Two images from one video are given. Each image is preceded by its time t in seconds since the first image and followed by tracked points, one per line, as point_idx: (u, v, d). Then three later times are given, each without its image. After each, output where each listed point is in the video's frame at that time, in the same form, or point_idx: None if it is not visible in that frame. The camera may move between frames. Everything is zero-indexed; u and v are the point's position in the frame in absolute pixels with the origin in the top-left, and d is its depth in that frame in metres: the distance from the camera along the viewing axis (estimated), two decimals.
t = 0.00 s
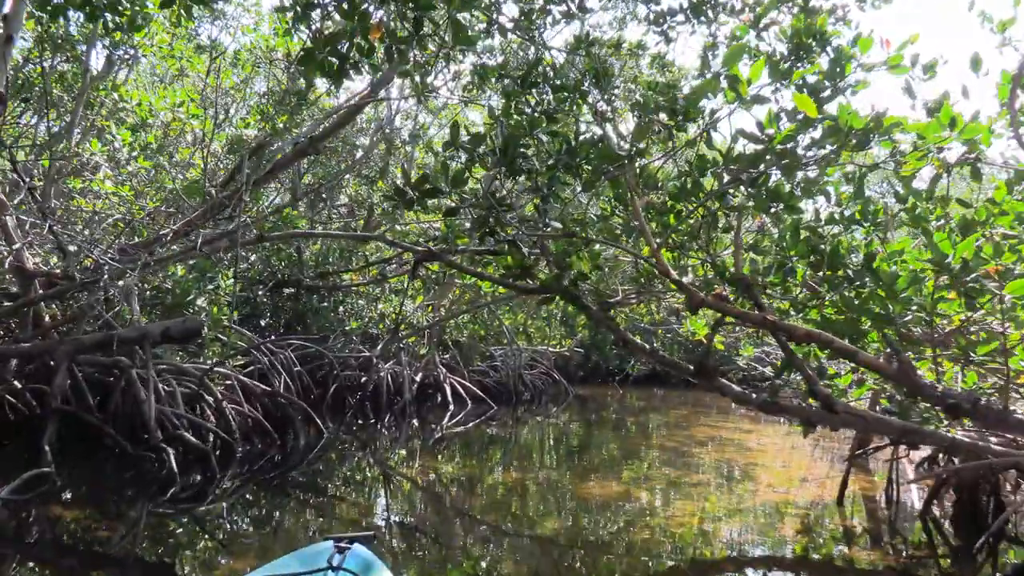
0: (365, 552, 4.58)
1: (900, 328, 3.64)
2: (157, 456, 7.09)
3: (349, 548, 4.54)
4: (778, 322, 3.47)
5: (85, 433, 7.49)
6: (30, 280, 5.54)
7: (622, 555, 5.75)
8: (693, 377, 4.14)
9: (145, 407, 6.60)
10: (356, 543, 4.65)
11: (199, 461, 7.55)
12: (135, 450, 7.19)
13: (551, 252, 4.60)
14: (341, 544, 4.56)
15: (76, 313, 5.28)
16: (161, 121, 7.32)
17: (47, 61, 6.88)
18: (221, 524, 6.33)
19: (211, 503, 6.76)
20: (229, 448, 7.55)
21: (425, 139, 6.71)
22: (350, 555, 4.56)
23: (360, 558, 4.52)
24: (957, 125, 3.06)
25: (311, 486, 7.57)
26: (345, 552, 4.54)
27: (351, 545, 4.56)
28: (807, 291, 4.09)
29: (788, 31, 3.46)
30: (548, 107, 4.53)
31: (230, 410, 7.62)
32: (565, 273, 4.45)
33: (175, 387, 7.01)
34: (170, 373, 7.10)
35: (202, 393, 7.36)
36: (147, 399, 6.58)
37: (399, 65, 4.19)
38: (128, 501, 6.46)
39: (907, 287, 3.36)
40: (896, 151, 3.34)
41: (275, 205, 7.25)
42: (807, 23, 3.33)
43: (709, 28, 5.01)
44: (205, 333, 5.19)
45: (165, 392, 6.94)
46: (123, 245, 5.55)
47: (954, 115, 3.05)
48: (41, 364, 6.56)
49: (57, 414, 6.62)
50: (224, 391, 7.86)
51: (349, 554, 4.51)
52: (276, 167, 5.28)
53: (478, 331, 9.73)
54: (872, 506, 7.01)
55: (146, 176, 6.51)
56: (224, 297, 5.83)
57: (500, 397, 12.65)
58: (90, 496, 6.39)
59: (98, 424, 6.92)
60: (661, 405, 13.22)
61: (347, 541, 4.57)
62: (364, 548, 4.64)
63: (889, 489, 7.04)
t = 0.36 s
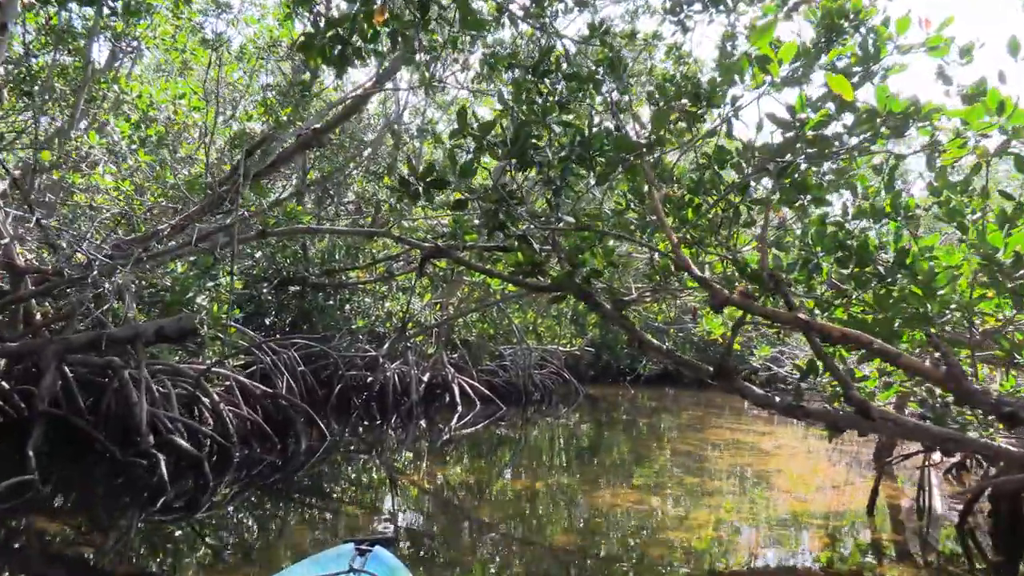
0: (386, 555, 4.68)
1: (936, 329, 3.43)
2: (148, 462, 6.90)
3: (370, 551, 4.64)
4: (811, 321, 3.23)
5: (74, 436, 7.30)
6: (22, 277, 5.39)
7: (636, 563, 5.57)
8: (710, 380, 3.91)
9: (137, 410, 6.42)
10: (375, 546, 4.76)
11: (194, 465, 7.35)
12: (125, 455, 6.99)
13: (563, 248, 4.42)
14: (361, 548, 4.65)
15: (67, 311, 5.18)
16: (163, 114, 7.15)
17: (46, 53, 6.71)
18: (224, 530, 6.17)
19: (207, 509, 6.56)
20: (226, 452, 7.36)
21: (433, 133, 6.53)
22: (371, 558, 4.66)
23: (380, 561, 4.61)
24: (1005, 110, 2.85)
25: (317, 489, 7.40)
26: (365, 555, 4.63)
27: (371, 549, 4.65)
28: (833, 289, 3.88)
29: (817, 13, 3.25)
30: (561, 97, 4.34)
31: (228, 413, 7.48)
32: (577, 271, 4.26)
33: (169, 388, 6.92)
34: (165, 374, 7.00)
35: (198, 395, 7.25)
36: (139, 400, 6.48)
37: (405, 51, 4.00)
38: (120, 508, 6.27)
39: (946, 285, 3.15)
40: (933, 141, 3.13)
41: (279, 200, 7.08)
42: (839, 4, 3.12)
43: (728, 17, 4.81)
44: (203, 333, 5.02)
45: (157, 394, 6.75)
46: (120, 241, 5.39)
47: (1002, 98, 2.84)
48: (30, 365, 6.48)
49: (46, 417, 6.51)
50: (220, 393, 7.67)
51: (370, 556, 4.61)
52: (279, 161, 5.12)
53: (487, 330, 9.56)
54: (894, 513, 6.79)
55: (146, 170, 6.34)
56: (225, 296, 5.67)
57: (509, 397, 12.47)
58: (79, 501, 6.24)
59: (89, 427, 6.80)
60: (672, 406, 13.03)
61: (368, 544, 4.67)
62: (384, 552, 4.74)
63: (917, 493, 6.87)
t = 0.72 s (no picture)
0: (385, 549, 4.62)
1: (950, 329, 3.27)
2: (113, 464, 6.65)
3: (368, 545, 4.58)
4: (825, 321, 3.04)
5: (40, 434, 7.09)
6: None
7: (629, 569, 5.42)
8: (710, 380, 3.72)
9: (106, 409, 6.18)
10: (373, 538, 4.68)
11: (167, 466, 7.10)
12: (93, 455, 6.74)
13: (556, 242, 4.24)
14: (359, 541, 4.59)
15: (31, 304, 4.95)
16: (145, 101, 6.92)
17: (23, 36, 6.47)
18: (204, 532, 5.98)
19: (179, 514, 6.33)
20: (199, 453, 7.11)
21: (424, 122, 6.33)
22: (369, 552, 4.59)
23: (379, 556, 4.56)
24: None
25: (301, 489, 7.22)
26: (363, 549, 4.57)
27: (370, 543, 4.59)
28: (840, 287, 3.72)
29: None
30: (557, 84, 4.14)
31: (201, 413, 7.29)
32: (573, 267, 4.08)
33: (140, 385, 6.74)
34: (137, 371, 6.81)
35: (171, 393, 7.08)
36: (106, 398, 6.28)
37: (395, 33, 3.81)
38: (87, 512, 6.03)
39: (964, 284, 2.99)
40: (956, 130, 2.95)
41: (265, 192, 6.88)
42: None
43: (732, 3, 4.63)
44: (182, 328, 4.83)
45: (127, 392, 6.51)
46: (96, 232, 5.18)
47: None
48: None
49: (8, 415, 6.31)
50: (195, 392, 7.44)
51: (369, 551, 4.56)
52: (262, 150, 4.90)
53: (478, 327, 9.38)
54: (892, 518, 6.67)
55: (126, 159, 6.13)
56: (207, 290, 5.47)
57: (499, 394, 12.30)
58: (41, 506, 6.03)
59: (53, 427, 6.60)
60: (665, 404, 12.88)
61: (366, 538, 4.60)
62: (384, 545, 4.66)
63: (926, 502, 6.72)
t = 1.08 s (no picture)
0: (377, 541, 4.50)
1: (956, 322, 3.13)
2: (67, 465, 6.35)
3: (360, 538, 4.44)
4: (833, 312, 2.88)
5: None
6: None
7: (612, 568, 5.30)
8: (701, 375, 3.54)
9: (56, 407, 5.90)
10: (364, 532, 4.54)
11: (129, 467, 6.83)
12: (47, 457, 6.46)
13: (539, 231, 4.06)
14: (350, 535, 4.44)
15: None
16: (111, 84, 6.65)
17: None
18: (173, 532, 5.77)
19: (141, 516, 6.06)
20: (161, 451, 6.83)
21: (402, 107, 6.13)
22: (361, 546, 4.46)
23: (372, 550, 4.43)
24: None
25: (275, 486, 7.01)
26: (355, 543, 4.43)
27: (362, 536, 4.45)
28: (837, 278, 3.56)
29: None
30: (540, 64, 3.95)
31: (164, 410, 7.00)
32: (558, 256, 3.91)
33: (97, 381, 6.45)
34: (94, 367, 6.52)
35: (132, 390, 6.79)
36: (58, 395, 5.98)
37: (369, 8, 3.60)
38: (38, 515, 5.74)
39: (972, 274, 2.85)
40: (965, 112, 2.79)
41: (237, 179, 6.65)
42: None
43: None
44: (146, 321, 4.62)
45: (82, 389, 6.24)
46: (56, 219, 4.94)
47: None
48: None
49: None
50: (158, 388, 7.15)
51: (361, 545, 4.43)
52: (230, 134, 4.64)
53: (458, 319, 9.20)
54: (878, 514, 6.58)
55: (90, 144, 5.87)
56: (173, 279, 5.24)
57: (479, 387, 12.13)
58: None
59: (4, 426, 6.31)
60: (646, 397, 12.79)
61: (357, 532, 4.45)
62: (375, 540, 4.53)
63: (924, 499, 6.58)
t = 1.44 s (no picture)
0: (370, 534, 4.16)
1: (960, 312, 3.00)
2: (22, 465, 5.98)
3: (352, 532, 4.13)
4: (844, 302, 2.77)
5: None
6: None
7: (596, 561, 5.18)
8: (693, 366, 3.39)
9: (10, 404, 5.55)
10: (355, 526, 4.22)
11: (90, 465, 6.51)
12: None
13: (522, 217, 3.90)
14: (340, 530, 4.13)
15: None
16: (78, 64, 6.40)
17: None
18: (144, 529, 5.58)
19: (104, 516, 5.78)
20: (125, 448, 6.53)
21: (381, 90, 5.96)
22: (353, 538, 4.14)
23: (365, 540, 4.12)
24: None
25: (250, 480, 6.81)
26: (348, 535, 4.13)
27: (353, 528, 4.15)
28: (836, 265, 3.40)
29: None
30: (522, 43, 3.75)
31: (127, 406, 6.67)
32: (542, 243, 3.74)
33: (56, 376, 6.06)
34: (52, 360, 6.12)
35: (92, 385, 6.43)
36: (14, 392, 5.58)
37: None
38: None
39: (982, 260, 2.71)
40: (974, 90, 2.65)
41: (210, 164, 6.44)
42: None
43: None
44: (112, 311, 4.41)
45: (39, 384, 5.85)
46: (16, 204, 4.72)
47: None
48: None
49: None
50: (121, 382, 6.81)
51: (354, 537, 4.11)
52: (200, 115, 4.40)
53: (439, 308, 9.04)
54: (865, 505, 6.51)
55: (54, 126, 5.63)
56: (141, 267, 5.02)
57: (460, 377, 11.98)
58: None
59: None
60: (629, 387, 12.70)
61: (348, 525, 4.17)
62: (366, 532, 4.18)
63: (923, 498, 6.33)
